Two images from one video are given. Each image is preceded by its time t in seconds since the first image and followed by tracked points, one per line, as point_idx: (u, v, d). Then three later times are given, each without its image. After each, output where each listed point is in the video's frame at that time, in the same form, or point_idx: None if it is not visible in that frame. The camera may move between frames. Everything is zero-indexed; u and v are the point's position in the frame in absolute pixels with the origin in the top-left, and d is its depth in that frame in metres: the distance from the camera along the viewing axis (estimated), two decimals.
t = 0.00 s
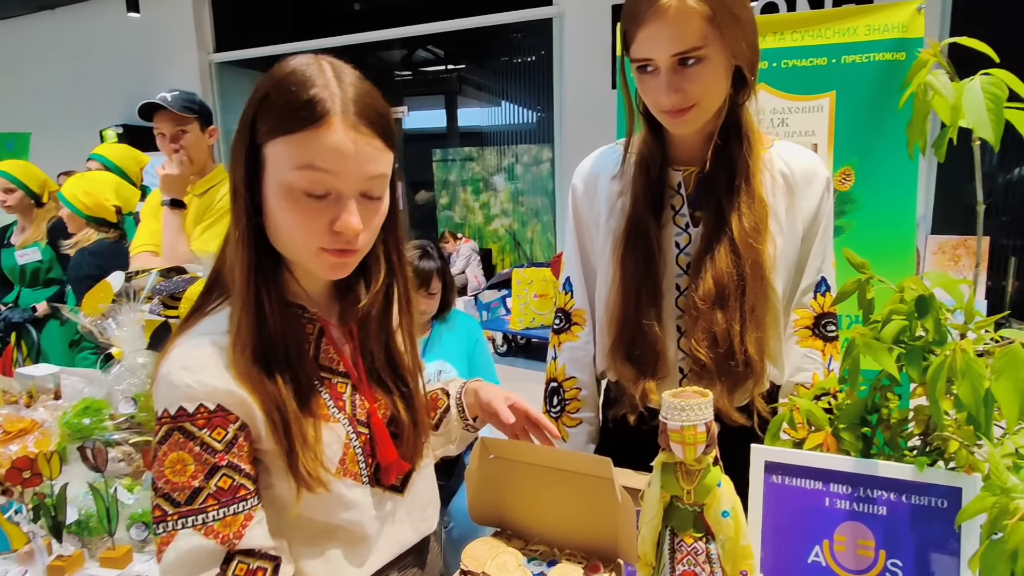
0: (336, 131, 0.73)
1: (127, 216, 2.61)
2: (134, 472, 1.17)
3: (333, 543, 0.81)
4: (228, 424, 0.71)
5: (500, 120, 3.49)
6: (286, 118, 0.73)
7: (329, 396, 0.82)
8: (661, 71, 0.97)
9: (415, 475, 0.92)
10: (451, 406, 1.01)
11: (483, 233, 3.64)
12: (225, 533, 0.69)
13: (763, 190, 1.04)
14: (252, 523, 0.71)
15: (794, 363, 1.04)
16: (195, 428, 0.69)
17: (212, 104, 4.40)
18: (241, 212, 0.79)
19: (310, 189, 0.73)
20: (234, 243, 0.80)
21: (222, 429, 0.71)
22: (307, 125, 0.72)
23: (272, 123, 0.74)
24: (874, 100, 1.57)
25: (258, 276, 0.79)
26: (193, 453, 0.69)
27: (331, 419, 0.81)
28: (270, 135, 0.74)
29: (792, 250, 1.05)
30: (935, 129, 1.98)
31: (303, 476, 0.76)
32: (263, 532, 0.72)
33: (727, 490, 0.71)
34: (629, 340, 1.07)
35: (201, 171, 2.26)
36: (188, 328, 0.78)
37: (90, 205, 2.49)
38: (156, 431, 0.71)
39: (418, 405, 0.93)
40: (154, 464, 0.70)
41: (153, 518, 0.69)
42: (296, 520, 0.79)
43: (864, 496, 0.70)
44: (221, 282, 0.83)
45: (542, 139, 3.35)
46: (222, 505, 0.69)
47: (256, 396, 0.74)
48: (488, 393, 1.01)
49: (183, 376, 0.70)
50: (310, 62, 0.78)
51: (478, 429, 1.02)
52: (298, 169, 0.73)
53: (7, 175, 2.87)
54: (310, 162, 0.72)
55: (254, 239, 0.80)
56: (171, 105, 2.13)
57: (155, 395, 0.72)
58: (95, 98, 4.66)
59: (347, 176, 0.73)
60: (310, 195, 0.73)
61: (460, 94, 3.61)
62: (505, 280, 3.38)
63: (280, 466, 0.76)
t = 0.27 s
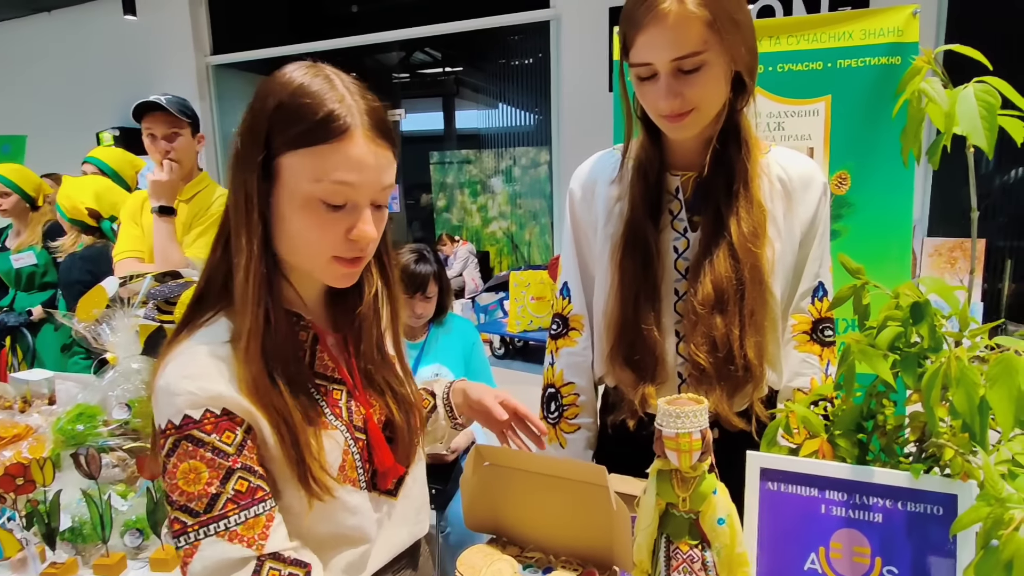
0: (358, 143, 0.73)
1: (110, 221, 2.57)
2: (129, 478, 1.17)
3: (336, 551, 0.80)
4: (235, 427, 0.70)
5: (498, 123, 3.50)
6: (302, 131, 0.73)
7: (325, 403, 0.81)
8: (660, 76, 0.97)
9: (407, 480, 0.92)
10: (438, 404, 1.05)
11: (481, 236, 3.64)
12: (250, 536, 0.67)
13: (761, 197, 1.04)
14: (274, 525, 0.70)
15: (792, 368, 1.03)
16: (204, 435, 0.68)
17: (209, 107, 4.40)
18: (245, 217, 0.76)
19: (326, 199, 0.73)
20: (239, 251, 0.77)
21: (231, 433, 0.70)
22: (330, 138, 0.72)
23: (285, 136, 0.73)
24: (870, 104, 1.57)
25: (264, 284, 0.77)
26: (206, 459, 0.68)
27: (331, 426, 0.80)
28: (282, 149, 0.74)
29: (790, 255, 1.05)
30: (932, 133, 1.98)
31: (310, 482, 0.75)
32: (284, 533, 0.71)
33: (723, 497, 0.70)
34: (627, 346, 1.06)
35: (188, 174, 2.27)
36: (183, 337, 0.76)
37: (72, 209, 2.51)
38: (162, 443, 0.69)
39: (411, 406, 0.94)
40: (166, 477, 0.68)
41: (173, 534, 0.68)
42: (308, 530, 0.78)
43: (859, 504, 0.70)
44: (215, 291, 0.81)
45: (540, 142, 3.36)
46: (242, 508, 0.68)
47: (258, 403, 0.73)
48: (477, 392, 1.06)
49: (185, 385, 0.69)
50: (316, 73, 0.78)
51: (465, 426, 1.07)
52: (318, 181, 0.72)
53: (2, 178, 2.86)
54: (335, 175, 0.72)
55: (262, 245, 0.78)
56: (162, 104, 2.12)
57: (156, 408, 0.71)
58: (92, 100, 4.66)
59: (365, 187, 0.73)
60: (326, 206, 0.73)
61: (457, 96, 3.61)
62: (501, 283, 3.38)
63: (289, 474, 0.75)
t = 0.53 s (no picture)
0: (383, 159, 0.75)
1: (98, 224, 2.55)
2: (122, 484, 1.16)
3: (332, 559, 0.80)
4: (235, 441, 0.69)
5: (494, 123, 3.49)
6: (327, 147, 0.72)
7: (322, 410, 0.81)
8: (660, 77, 0.96)
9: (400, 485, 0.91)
10: (425, 409, 1.06)
11: (477, 237, 3.63)
12: (247, 551, 0.67)
13: (760, 200, 1.03)
14: (270, 540, 0.69)
15: (790, 372, 1.02)
16: (203, 448, 0.67)
17: (203, 107, 4.38)
18: (265, 231, 0.73)
19: (349, 213, 0.74)
20: (260, 271, 0.74)
21: (230, 446, 0.69)
22: (358, 154, 0.73)
23: (309, 150, 0.73)
24: (866, 105, 1.57)
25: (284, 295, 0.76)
26: (204, 473, 0.66)
27: (329, 434, 0.80)
28: (305, 161, 0.73)
29: (789, 258, 1.04)
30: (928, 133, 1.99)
31: (314, 492, 0.75)
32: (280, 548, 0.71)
33: (719, 503, 0.70)
34: (625, 349, 1.06)
35: (178, 175, 2.26)
36: (180, 345, 0.75)
37: (61, 210, 2.50)
38: (158, 456, 0.68)
39: (403, 410, 0.93)
40: (161, 491, 0.67)
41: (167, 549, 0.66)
42: (311, 541, 0.78)
43: (856, 509, 0.69)
44: (212, 302, 0.79)
45: (536, 142, 3.35)
46: (240, 523, 0.67)
47: (259, 413, 0.72)
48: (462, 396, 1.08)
49: (184, 396, 0.68)
50: (326, 83, 0.77)
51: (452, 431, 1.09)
52: (345, 196, 0.73)
53: None
54: (360, 190, 0.73)
55: (282, 260, 0.75)
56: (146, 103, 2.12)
57: (152, 419, 0.69)
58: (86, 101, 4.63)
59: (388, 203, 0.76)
60: (349, 219, 0.74)
61: (453, 96, 3.60)
62: (498, 284, 3.37)
63: (290, 485, 0.75)
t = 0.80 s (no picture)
0: (391, 162, 0.75)
1: (89, 222, 2.50)
2: (117, 482, 1.16)
3: (328, 557, 0.80)
4: (227, 449, 0.69)
5: (488, 118, 3.48)
6: (337, 150, 0.72)
7: (321, 410, 0.81)
8: (659, 74, 0.96)
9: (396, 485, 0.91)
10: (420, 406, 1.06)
11: (472, 232, 3.63)
12: (223, 561, 0.67)
13: (758, 198, 1.03)
14: (249, 549, 0.70)
15: (786, 369, 1.03)
16: (194, 454, 0.67)
17: (196, 102, 4.35)
18: (275, 233, 0.73)
19: (355, 214, 0.74)
20: (269, 270, 0.73)
21: (222, 455, 0.68)
22: (364, 159, 0.73)
23: (319, 153, 0.72)
24: (861, 101, 1.57)
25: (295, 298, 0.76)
26: (191, 480, 0.66)
27: (327, 434, 0.80)
28: (308, 162, 0.73)
29: (786, 254, 1.04)
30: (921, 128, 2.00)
31: (310, 496, 0.75)
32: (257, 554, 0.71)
33: (715, 499, 0.71)
34: (622, 344, 1.05)
35: (171, 172, 2.25)
36: (178, 344, 0.74)
37: (53, 207, 2.46)
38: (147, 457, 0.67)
39: (400, 409, 0.93)
40: (147, 492, 0.67)
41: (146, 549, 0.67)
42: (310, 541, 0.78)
43: (850, 504, 0.70)
44: (210, 301, 0.78)
45: (531, 137, 3.35)
46: (220, 533, 0.67)
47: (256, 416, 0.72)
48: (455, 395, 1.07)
49: (179, 400, 0.67)
50: (332, 86, 0.77)
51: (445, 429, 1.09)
52: (358, 198, 0.73)
53: None
54: (367, 193, 0.73)
55: (293, 264, 0.75)
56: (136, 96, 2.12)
57: (144, 419, 0.69)
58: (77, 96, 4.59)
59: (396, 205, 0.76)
60: (355, 220, 0.75)
61: (447, 91, 3.59)
62: (493, 279, 3.37)
63: (285, 488, 0.75)
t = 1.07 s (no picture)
0: (389, 163, 0.75)
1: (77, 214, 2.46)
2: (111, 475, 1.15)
3: (320, 545, 0.80)
4: (216, 443, 0.69)
5: (479, 105, 3.47)
6: (338, 148, 0.73)
7: (316, 402, 0.82)
8: (652, 66, 0.97)
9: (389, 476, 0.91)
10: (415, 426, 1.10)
11: (463, 221, 3.62)
12: (201, 550, 0.68)
13: (748, 189, 1.04)
14: (229, 539, 0.70)
15: (776, 360, 1.04)
16: (183, 445, 0.68)
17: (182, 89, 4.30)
18: (274, 230, 0.74)
19: (353, 213, 0.75)
20: (267, 265, 0.74)
21: (210, 448, 0.69)
22: (364, 159, 0.73)
23: (318, 152, 0.73)
24: (851, 92, 1.58)
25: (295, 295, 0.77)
26: (178, 470, 0.67)
27: (322, 424, 0.81)
28: (308, 160, 0.73)
29: (776, 247, 1.05)
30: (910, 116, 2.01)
31: (299, 487, 0.76)
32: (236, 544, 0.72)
33: (705, 489, 0.72)
34: (614, 335, 1.06)
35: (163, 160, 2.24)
36: (173, 336, 0.75)
37: (43, 197, 2.44)
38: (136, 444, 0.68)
39: (393, 400, 0.94)
40: (132, 478, 0.68)
41: (127, 533, 0.68)
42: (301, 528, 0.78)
43: (836, 492, 0.72)
44: (207, 292, 0.79)
45: (522, 125, 3.33)
46: (202, 523, 0.68)
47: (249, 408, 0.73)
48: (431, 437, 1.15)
49: (172, 391, 0.68)
50: (333, 87, 0.76)
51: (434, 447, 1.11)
52: (357, 197, 0.74)
53: None
54: (364, 192, 0.74)
55: (292, 259, 0.76)
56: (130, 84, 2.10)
57: (137, 409, 0.70)
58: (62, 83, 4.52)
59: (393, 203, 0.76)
60: (353, 219, 0.75)
61: (438, 77, 3.56)
62: (484, 268, 3.38)
63: (273, 477, 0.76)
